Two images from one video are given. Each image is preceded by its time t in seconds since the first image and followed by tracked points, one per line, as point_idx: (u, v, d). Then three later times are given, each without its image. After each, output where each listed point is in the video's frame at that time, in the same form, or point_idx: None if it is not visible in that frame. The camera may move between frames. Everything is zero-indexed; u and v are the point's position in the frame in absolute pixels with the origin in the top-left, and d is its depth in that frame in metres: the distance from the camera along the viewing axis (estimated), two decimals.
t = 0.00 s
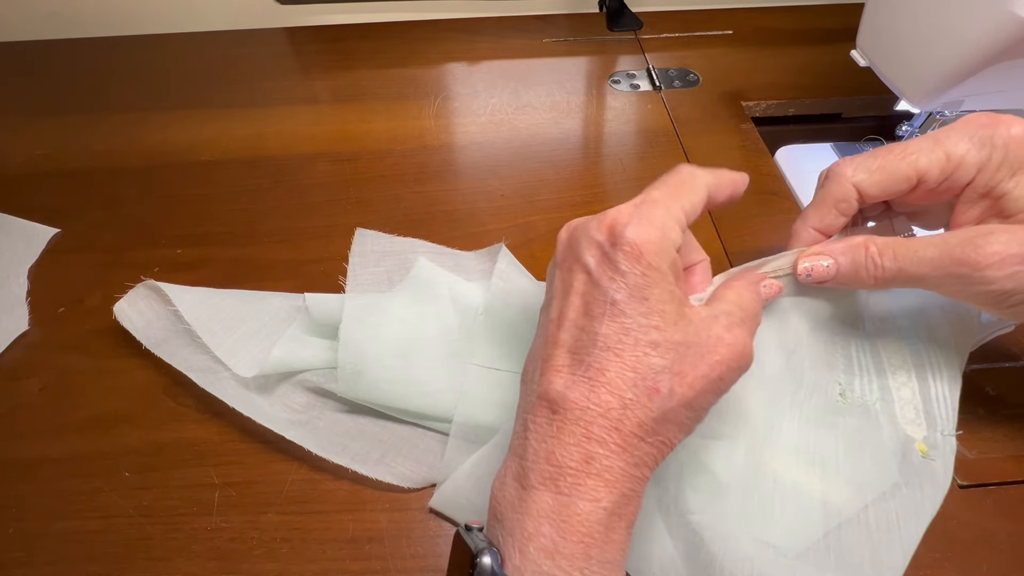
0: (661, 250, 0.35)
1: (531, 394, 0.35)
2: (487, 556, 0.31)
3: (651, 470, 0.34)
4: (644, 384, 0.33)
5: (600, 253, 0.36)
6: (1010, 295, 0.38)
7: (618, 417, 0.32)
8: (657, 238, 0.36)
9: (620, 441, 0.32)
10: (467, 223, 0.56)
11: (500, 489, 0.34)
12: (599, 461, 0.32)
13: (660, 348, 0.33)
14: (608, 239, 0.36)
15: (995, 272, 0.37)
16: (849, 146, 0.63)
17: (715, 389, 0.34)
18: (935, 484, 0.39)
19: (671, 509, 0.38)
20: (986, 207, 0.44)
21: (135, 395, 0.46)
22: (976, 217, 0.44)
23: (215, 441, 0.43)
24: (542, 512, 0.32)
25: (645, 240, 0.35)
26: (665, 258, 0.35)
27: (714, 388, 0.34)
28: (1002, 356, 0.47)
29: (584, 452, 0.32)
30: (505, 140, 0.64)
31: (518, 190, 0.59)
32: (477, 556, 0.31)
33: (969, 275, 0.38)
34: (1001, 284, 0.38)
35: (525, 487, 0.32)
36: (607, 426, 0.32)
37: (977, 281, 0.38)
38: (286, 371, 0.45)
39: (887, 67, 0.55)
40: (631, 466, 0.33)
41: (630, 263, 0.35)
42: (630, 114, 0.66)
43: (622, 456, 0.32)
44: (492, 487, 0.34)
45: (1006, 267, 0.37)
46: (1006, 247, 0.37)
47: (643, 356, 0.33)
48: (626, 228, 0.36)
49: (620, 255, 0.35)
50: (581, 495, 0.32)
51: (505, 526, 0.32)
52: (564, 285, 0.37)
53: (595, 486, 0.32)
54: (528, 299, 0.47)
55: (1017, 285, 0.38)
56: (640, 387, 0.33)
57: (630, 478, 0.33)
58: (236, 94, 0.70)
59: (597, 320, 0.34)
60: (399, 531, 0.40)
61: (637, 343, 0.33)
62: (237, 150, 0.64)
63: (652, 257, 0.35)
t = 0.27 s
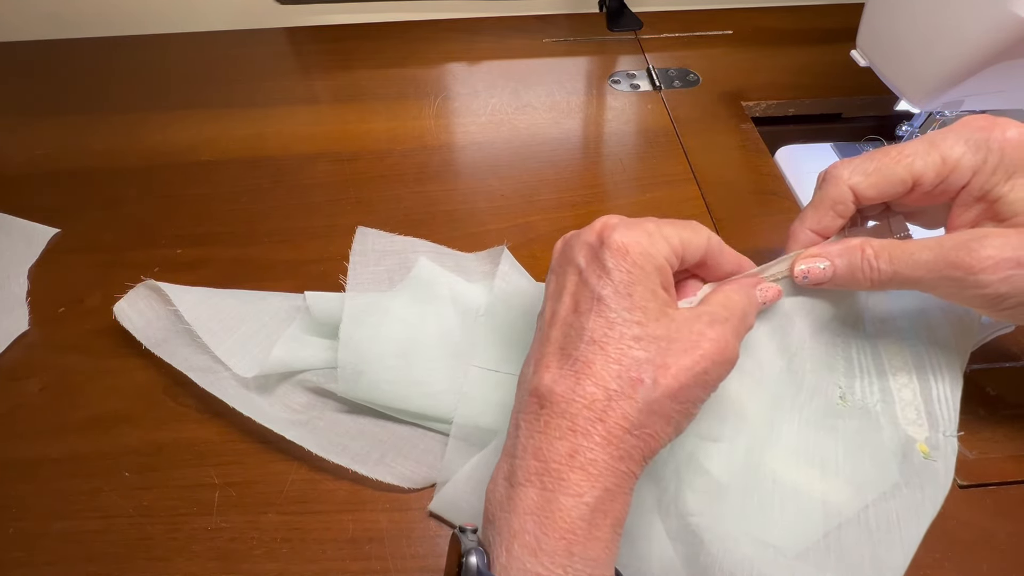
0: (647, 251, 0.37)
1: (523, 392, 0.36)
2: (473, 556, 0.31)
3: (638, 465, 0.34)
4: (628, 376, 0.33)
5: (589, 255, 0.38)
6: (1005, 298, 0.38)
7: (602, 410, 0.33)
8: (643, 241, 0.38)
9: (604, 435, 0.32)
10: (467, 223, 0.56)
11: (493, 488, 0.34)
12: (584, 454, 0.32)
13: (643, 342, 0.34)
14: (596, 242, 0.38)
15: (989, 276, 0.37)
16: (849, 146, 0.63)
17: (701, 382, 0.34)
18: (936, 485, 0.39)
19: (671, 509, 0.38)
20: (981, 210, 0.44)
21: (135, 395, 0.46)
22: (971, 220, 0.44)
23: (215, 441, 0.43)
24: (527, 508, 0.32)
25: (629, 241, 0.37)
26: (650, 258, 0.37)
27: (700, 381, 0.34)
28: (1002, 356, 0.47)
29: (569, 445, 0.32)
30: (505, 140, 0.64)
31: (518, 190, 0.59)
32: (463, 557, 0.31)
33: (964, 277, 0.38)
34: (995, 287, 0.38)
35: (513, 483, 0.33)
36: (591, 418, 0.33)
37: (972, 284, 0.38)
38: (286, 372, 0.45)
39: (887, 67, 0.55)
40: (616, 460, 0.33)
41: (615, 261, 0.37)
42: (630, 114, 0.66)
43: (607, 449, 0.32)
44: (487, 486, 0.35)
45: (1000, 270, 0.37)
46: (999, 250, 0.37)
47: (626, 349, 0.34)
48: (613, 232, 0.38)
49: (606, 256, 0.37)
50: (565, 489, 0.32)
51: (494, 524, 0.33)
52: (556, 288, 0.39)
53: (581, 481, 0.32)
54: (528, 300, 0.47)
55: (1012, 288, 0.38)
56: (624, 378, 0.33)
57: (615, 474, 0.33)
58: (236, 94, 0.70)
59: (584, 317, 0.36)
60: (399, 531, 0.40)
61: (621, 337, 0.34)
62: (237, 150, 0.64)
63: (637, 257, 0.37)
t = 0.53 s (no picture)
0: (638, 245, 0.38)
1: (525, 393, 0.36)
2: (476, 553, 0.32)
3: (640, 459, 0.33)
4: (624, 369, 0.33)
5: (582, 252, 0.38)
6: (1000, 306, 0.38)
7: (599, 405, 0.33)
8: (634, 235, 0.38)
9: (601, 430, 0.33)
10: (467, 223, 0.56)
11: (499, 489, 0.34)
12: (584, 450, 0.32)
13: (638, 334, 0.34)
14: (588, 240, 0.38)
15: (983, 286, 0.37)
16: (848, 146, 0.63)
17: (700, 370, 0.34)
18: (928, 482, 0.39)
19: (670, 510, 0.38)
20: (974, 215, 0.42)
21: (135, 396, 0.46)
22: (964, 226, 0.43)
23: (215, 441, 0.43)
24: (529, 506, 0.32)
25: (619, 235, 0.37)
26: (642, 252, 0.37)
27: (698, 370, 0.34)
28: (1002, 356, 0.47)
29: (568, 441, 0.33)
30: (505, 140, 0.64)
31: (518, 190, 0.59)
32: (467, 554, 0.33)
33: (958, 287, 0.38)
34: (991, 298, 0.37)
35: (516, 482, 0.33)
36: (588, 414, 0.33)
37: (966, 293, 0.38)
38: (286, 372, 0.45)
39: (887, 67, 0.55)
40: (615, 455, 0.33)
41: (607, 256, 0.37)
42: (630, 114, 0.66)
43: (606, 444, 0.32)
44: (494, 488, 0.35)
45: (994, 280, 0.37)
46: (993, 260, 0.37)
47: (622, 342, 0.34)
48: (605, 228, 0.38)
49: (598, 252, 0.37)
50: (565, 486, 0.32)
51: (499, 523, 0.33)
52: (554, 287, 0.39)
53: (581, 477, 0.32)
54: (528, 301, 0.47)
55: (1007, 297, 0.37)
56: (620, 371, 0.33)
57: (615, 468, 0.33)
58: (236, 94, 0.70)
59: (580, 314, 0.36)
60: (399, 531, 0.40)
61: (616, 330, 0.34)
62: (237, 150, 0.64)
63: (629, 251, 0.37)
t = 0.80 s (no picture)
0: (625, 251, 0.37)
1: (523, 402, 0.36)
2: (478, 558, 0.35)
3: (639, 463, 0.34)
4: (618, 376, 0.33)
5: (572, 262, 0.38)
6: None
7: (595, 412, 0.33)
8: (621, 242, 0.38)
9: (599, 437, 0.33)
10: (467, 223, 0.56)
11: (498, 496, 0.34)
12: (582, 457, 0.32)
13: (632, 341, 0.34)
14: (577, 249, 0.38)
15: None
16: (848, 146, 0.62)
17: (694, 373, 0.34)
18: (925, 475, 0.40)
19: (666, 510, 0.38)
20: None
21: (135, 395, 0.46)
22: None
23: (215, 441, 0.43)
24: (529, 513, 0.32)
25: (605, 242, 0.37)
26: (629, 259, 0.37)
27: (692, 372, 0.34)
28: (1001, 357, 0.47)
29: (566, 449, 0.33)
30: (505, 140, 0.64)
31: (518, 190, 0.59)
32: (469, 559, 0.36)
33: None
34: None
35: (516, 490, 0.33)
36: (586, 421, 0.33)
37: None
38: (286, 372, 0.45)
39: (887, 68, 0.55)
40: (614, 460, 0.33)
41: (597, 265, 0.37)
42: (630, 114, 0.66)
43: (604, 449, 0.33)
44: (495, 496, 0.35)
45: None
46: None
47: (616, 348, 0.34)
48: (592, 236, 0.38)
49: (587, 260, 0.37)
50: (565, 492, 0.32)
51: (500, 531, 0.33)
52: (547, 296, 0.39)
53: (580, 483, 0.32)
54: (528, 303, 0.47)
55: None
56: (614, 378, 0.33)
57: (614, 472, 0.33)
58: (236, 94, 0.70)
59: (573, 323, 0.36)
60: (399, 532, 0.40)
61: (610, 337, 0.34)
62: (238, 150, 0.64)
63: (618, 259, 0.37)
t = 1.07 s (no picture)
0: (616, 250, 0.37)
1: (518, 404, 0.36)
2: (476, 555, 0.33)
3: (632, 461, 0.33)
4: (609, 376, 0.33)
5: (563, 262, 0.38)
6: None
7: (587, 411, 0.33)
8: (611, 242, 0.37)
9: (592, 436, 0.33)
10: (467, 223, 0.56)
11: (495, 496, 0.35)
12: (575, 456, 0.32)
13: (623, 341, 0.34)
14: (568, 249, 0.38)
15: None
16: (848, 146, 0.62)
17: (684, 371, 0.34)
18: (921, 470, 0.39)
19: (665, 508, 0.38)
20: None
21: (135, 395, 0.46)
22: None
23: (216, 441, 0.43)
24: (525, 511, 0.33)
25: (596, 242, 0.37)
26: (620, 258, 0.37)
27: (684, 369, 0.34)
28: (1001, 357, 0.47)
29: (559, 449, 0.33)
30: (505, 140, 0.64)
31: (518, 190, 0.59)
32: (468, 556, 0.33)
33: None
34: None
35: (511, 489, 0.34)
36: (578, 421, 0.33)
37: None
38: (286, 371, 0.45)
39: (887, 67, 0.55)
40: (607, 459, 0.33)
41: (587, 266, 0.36)
42: (630, 114, 0.66)
43: (596, 448, 0.33)
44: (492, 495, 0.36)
45: None
46: None
47: (606, 348, 0.34)
48: (582, 235, 0.38)
49: (578, 261, 0.37)
50: (559, 490, 0.32)
51: (496, 529, 0.34)
52: (540, 297, 0.39)
53: (574, 481, 0.32)
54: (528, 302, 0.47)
55: None
56: (605, 378, 0.33)
57: (607, 469, 0.33)
58: (236, 94, 0.70)
59: (565, 324, 0.36)
60: (399, 531, 0.40)
61: (601, 337, 0.34)
62: (238, 150, 0.64)
63: (609, 260, 0.36)
